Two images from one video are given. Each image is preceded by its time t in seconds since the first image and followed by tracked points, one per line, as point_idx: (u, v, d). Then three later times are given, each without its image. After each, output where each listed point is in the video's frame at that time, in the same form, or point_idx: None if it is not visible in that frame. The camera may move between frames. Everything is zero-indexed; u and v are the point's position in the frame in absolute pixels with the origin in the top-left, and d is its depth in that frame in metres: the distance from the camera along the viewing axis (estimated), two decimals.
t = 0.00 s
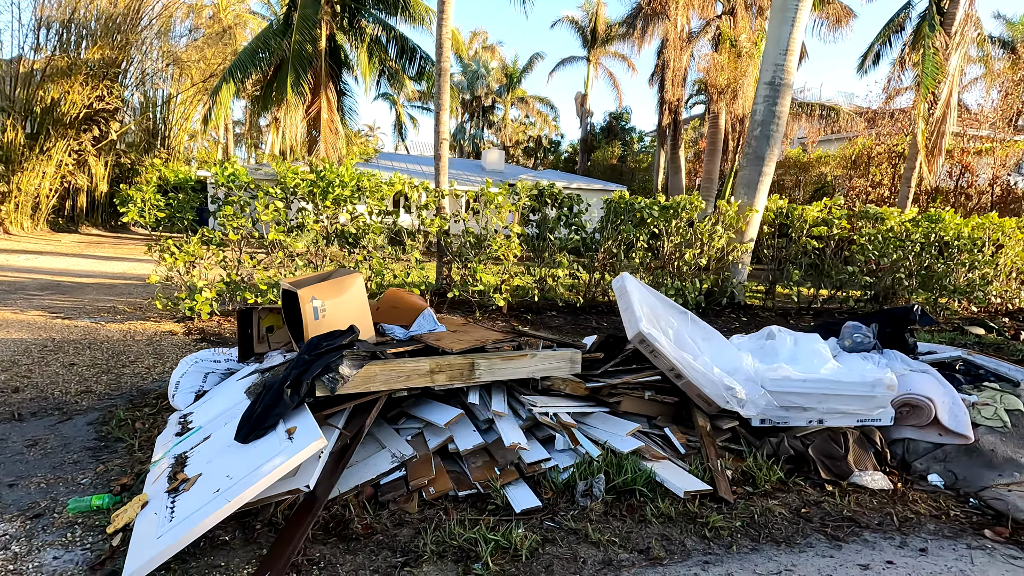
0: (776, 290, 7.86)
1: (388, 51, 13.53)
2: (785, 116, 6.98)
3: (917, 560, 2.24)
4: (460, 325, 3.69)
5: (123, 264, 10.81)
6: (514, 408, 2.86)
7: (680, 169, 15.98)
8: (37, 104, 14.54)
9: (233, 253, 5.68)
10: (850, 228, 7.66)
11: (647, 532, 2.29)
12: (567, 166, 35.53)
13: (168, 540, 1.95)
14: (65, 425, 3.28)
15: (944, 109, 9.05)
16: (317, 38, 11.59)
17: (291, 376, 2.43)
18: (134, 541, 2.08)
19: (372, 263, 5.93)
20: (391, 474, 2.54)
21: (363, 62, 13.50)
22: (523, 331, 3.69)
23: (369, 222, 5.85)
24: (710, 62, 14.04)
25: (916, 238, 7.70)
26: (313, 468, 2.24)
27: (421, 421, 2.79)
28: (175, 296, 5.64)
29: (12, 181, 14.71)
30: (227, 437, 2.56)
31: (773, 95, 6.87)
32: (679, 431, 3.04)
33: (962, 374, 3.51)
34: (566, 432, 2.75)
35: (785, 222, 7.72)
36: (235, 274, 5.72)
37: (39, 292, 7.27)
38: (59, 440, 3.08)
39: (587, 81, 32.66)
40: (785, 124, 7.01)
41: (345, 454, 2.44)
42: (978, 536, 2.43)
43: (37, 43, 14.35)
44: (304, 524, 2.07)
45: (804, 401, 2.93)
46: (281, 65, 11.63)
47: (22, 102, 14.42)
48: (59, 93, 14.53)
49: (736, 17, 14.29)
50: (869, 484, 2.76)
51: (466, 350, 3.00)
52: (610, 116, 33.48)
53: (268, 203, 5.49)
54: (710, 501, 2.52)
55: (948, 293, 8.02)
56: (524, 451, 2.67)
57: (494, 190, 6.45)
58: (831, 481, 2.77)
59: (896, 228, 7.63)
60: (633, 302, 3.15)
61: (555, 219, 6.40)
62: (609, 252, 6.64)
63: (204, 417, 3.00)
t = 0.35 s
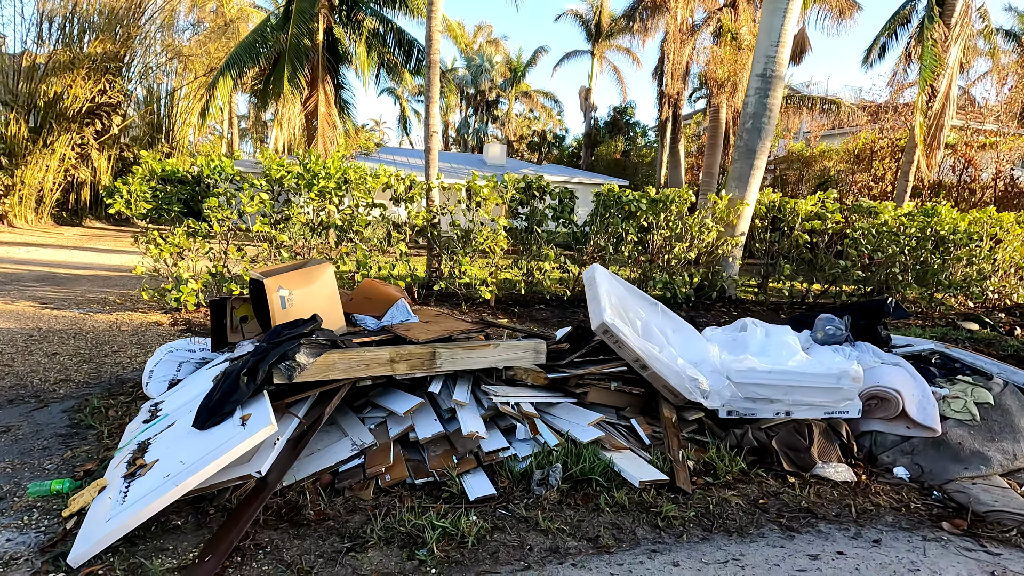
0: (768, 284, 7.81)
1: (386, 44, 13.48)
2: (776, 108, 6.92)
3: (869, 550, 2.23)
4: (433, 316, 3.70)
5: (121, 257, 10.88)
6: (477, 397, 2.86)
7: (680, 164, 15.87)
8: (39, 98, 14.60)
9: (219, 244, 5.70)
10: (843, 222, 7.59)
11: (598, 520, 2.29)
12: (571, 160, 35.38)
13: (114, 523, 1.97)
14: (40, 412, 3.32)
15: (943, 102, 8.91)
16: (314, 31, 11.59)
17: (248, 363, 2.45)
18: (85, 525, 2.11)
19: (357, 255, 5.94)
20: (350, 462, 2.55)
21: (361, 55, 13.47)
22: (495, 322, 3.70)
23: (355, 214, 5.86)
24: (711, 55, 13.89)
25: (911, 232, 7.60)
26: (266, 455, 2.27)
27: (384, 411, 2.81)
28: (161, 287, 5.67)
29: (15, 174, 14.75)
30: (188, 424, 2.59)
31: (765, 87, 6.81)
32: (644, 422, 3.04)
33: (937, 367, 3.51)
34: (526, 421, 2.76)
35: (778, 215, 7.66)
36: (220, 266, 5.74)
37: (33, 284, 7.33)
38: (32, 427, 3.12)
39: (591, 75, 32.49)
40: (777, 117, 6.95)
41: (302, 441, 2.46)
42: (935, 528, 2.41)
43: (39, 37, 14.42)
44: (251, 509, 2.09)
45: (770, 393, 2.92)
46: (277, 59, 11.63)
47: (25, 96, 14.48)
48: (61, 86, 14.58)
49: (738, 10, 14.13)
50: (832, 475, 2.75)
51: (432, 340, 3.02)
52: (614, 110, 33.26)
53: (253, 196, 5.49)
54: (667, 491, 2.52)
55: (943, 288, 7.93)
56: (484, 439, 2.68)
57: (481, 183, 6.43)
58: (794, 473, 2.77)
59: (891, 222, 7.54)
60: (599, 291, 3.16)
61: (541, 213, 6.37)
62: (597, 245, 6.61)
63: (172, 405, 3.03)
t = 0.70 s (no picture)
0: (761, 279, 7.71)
1: (384, 36, 13.38)
2: (771, 99, 6.79)
3: (829, 550, 2.16)
4: (406, 308, 3.65)
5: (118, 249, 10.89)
6: (441, 389, 2.81)
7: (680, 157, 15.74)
8: (41, 91, 14.64)
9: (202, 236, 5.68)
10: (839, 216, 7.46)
11: (552, 517, 2.24)
12: (574, 154, 35.18)
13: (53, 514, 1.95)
14: (8, 403, 3.31)
15: (945, 94, 8.74)
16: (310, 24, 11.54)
17: (201, 354, 2.41)
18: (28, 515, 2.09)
19: (342, 248, 5.91)
20: (307, 455, 2.52)
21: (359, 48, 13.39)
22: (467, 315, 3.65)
23: (340, 205, 5.81)
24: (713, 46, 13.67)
25: (909, 227, 7.45)
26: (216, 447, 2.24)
27: (346, 403, 2.77)
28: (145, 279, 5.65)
29: (16, 167, 14.81)
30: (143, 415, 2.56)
31: (759, 78, 6.68)
32: (614, 416, 2.98)
33: (919, 363, 3.42)
34: (488, 414, 2.70)
35: (771, 208, 7.55)
36: (204, 257, 5.71)
37: (24, 275, 7.34)
38: None
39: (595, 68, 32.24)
40: (771, 108, 6.82)
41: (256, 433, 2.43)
42: (902, 528, 2.34)
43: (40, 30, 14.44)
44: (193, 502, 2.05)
45: (741, 387, 2.87)
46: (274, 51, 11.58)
47: (25, 90, 14.51)
48: (61, 79, 14.61)
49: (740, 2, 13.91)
50: (801, 472, 2.68)
51: (397, 332, 2.97)
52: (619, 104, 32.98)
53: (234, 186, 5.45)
54: (627, 487, 2.47)
55: (942, 284, 7.78)
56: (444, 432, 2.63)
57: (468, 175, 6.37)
58: (761, 469, 2.70)
59: (888, 215, 7.40)
60: (569, 281, 3.13)
61: (528, 205, 6.28)
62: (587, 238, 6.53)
63: (136, 396, 3.01)
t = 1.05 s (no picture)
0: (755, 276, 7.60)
1: (381, 29, 13.28)
2: (765, 93, 6.67)
3: (789, 556, 2.09)
4: (378, 304, 3.59)
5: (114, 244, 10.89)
6: (403, 387, 2.75)
7: (680, 152, 15.59)
8: (41, 86, 14.64)
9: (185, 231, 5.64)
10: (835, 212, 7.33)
11: (505, 520, 2.18)
12: (578, 150, 35.01)
13: None
14: None
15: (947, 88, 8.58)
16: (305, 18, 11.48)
17: (152, 351, 2.37)
18: None
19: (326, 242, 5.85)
20: (262, 454, 2.47)
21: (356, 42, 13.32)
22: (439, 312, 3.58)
23: (324, 200, 5.75)
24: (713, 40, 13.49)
25: (907, 223, 7.31)
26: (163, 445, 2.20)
27: (306, 401, 2.71)
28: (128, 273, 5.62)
29: (17, 161, 14.85)
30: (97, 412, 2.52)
31: (753, 72, 6.57)
32: (582, 416, 2.90)
33: (901, 363, 3.33)
34: (450, 414, 2.63)
35: (766, 204, 7.44)
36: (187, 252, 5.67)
37: (15, 269, 7.35)
38: None
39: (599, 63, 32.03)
40: (765, 102, 6.70)
41: (210, 430, 2.37)
42: (869, 533, 2.26)
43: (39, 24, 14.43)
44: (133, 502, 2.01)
45: (712, 388, 2.80)
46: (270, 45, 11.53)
47: (25, 84, 14.51)
48: (61, 73, 14.60)
49: None
50: (770, 475, 2.60)
51: (361, 328, 2.91)
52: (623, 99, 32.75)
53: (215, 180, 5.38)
54: (588, 489, 2.40)
55: (940, 282, 7.64)
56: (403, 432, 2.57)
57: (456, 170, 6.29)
58: (730, 472, 2.63)
59: (885, 212, 7.26)
60: (539, 279, 3.09)
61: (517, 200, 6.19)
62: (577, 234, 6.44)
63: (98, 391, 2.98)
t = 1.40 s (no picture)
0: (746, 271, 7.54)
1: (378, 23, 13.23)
2: (756, 86, 6.59)
3: (735, 553, 2.06)
4: (347, 297, 3.57)
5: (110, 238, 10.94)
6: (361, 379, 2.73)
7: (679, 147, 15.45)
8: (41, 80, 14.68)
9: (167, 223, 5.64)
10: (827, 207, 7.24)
11: (450, 513, 2.16)
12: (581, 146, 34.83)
13: None
14: None
15: (946, 82, 8.43)
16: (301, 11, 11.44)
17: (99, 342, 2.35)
18: None
19: (308, 235, 5.83)
20: (214, 445, 2.46)
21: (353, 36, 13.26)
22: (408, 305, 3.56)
23: (306, 193, 5.72)
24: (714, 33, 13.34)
25: (901, 218, 7.20)
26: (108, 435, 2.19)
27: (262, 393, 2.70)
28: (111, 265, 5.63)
29: (17, 155, 14.90)
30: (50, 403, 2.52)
31: (743, 65, 6.48)
32: (542, 409, 2.87)
33: (874, 359, 3.29)
34: (406, 407, 2.61)
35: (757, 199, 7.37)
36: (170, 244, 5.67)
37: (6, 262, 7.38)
38: None
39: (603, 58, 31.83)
40: (756, 95, 6.62)
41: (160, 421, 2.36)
42: (821, 531, 2.23)
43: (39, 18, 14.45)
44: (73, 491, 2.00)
45: (673, 381, 2.77)
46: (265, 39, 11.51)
47: (25, 78, 14.55)
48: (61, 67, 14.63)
49: None
50: (728, 471, 2.57)
51: (321, 320, 2.90)
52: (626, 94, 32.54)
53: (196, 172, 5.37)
54: (539, 484, 2.38)
55: (934, 278, 7.54)
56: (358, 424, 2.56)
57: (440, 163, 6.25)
58: (687, 467, 2.60)
59: (878, 207, 7.16)
60: (502, 272, 3.08)
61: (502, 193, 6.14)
62: (563, 228, 6.39)
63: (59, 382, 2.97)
